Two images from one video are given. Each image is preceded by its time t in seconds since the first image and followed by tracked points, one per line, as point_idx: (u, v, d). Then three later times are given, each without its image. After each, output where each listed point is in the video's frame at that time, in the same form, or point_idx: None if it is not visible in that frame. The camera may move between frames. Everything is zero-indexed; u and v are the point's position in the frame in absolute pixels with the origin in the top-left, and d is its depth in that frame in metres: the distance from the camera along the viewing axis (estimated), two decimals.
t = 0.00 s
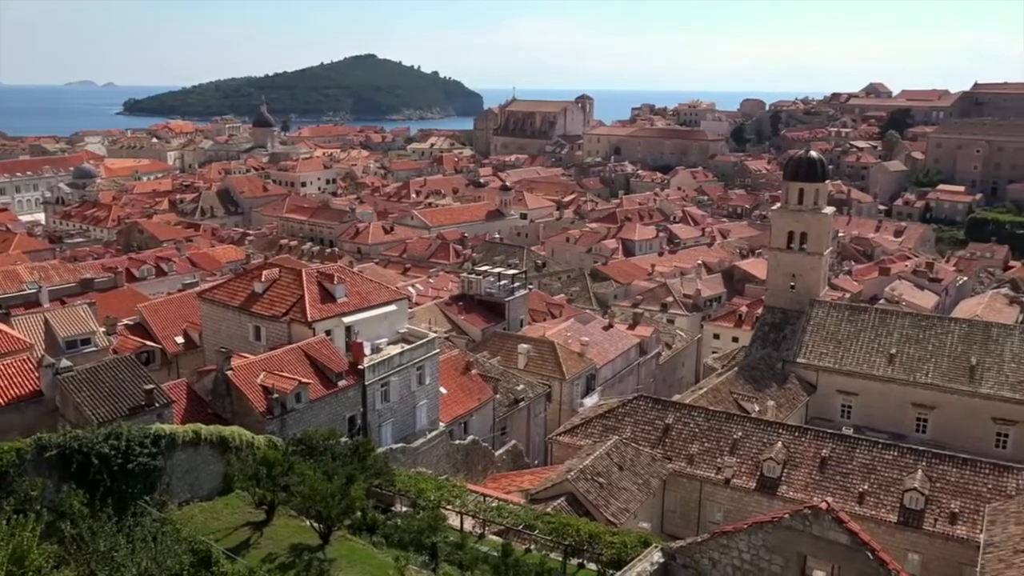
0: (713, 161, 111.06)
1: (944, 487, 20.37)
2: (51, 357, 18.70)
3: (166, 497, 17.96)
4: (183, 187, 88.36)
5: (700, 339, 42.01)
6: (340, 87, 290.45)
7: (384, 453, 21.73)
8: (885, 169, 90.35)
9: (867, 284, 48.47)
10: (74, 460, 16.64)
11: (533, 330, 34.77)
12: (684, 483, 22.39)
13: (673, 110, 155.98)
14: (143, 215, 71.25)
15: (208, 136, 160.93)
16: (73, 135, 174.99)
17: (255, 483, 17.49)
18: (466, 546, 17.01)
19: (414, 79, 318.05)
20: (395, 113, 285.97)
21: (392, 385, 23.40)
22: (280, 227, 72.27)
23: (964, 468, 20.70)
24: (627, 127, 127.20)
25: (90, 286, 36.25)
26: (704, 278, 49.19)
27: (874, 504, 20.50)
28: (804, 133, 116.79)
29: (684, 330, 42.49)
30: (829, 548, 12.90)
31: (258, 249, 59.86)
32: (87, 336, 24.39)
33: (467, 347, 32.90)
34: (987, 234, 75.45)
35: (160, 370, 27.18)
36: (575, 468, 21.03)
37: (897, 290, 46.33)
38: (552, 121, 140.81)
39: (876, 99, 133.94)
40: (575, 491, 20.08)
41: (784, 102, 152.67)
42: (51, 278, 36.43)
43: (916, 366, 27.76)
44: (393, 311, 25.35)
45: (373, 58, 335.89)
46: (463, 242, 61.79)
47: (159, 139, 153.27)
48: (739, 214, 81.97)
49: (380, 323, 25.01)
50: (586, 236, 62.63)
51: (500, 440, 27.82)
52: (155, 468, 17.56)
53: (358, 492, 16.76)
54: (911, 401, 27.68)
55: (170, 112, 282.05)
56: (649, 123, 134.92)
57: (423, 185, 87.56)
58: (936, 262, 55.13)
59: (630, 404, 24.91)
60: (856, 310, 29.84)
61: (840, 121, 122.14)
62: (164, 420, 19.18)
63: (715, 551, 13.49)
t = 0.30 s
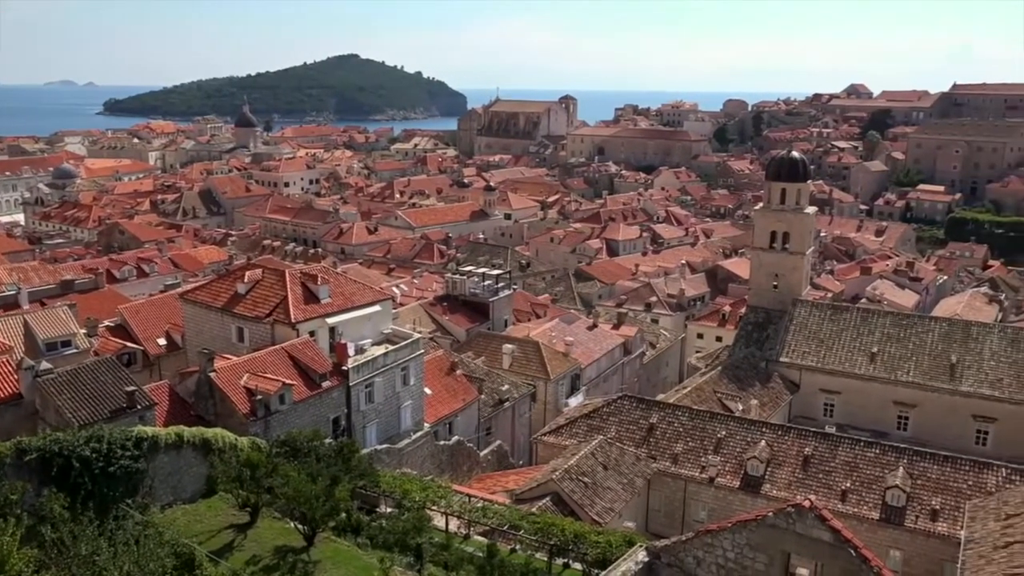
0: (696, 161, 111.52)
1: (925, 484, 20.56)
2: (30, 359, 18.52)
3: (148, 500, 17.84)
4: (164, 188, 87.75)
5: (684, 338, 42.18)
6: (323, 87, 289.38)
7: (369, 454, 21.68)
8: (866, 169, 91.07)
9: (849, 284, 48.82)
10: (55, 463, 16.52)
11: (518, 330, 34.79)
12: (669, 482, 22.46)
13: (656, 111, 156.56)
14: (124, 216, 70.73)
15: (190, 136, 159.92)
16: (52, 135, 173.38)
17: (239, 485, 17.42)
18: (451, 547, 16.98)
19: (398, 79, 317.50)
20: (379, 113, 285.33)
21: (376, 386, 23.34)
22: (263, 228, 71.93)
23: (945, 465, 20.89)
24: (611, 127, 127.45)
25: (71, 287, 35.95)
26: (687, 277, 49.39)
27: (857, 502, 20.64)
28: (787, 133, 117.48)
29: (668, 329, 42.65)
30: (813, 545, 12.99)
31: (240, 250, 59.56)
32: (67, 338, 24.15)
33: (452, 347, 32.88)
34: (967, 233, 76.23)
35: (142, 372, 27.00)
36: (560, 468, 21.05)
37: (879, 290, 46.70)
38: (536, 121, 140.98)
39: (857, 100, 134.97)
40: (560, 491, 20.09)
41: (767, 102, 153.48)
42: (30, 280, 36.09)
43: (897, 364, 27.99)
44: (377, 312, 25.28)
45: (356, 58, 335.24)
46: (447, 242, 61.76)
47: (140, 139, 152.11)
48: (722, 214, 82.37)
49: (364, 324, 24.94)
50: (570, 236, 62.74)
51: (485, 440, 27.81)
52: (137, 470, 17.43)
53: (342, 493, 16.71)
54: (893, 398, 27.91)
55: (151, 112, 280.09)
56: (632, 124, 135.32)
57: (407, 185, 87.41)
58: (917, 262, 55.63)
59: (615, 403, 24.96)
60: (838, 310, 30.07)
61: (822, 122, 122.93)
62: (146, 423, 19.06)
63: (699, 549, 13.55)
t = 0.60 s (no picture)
0: (681, 161, 111.87)
1: (909, 482, 20.70)
2: (13, 362, 18.40)
3: (132, 503, 17.72)
4: (148, 188, 87.21)
5: (670, 338, 42.29)
6: (308, 87, 288.48)
7: (355, 455, 21.62)
8: (850, 169, 91.69)
9: (833, 283, 49.11)
10: (38, 466, 16.40)
11: (504, 330, 34.79)
12: (655, 482, 22.53)
13: (642, 111, 157.01)
14: (107, 216, 70.27)
15: (174, 136, 159.02)
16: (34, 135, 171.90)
17: (224, 487, 17.35)
18: (438, 547, 16.95)
19: (384, 79, 317.02)
20: (364, 113, 284.77)
21: (362, 387, 23.28)
22: (248, 228, 71.63)
23: (928, 462, 21.05)
24: (597, 127, 127.68)
25: (53, 288, 35.69)
26: (673, 277, 49.56)
27: (841, 500, 20.77)
28: (771, 134, 118.08)
29: (654, 329, 42.76)
30: (799, 543, 13.05)
31: (225, 251, 59.30)
32: (50, 340, 23.99)
33: (438, 347, 32.85)
34: (950, 233, 76.86)
35: (126, 373, 26.85)
36: (546, 468, 21.06)
37: (863, 289, 47.01)
38: (522, 121, 141.08)
39: (841, 100, 135.81)
40: (547, 490, 20.10)
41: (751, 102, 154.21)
42: (12, 281, 35.83)
43: (881, 363, 28.18)
44: (363, 312, 25.21)
45: (342, 58, 334.58)
46: (433, 242, 61.74)
47: (123, 139, 151.08)
48: (707, 214, 82.70)
49: (350, 324, 24.87)
50: (556, 236, 62.81)
51: (472, 440, 27.80)
52: (121, 473, 17.32)
53: (328, 495, 16.66)
54: (877, 397, 28.10)
55: (134, 112, 278.26)
56: (618, 124, 135.66)
57: (393, 186, 87.28)
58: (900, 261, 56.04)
59: (601, 403, 24.98)
60: (822, 309, 30.23)
61: (806, 122, 123.63)
62: (130, 424, 18.93)
63: (686, 548, 13.59)
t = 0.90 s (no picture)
0: (665, 162, 112.25)
1: (892, 479, 20.86)
2: None
3: (114, 507, 17.59)
4: (130, 189, 86.56)
5: (655, 338, 42.40)
6: (291, 87, 287.39)
7: (340, 457, 21.56)
8: (833, 169, 92.33)
9: (816, 282, 49.41)
10: (19, 470, 16.23)
11: (490, 331, 34.77)
12: (640, 481, 22.59)
13: (625, 111, 157.56)
14: (88, 217, 69.69)
15: (156, 137, 157.94)
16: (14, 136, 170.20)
17: (208, 490, 17.27)
18: (423, 548, 16.91)
19: (367, 79, 316.34)
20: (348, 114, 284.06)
21: (347, 388, 23.20)
22: (231, 229, 71.25)
23: (911, 460, 21.22)
24: (581, 127, 127.89)
25: (34, 289, 35.37)
26: (658, 277, 49.71)
27: (825, 498, 20.90)
28: (754, 134, 118.73)
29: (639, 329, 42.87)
30: (782, 541, 13.03)
31: (208, 252, 58.93)
32: (30, 342, 23.78)
33: (423, 348, 32.80)
34: (931, 232, 77.52)
35: (108, 376, 26.65)
36: (532, 468, 21.06)
37: (846, 288, 47.35)
38: (506, 121, 141.13)
39: (823, 100, 136.71)
40: (533, 490, 20.10)
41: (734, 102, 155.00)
42: None
43: (864, 361, 28.38)
44: (348, 313, 25.14)
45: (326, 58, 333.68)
46: (418, 242, 61.66)
47: (104, 139, 149.92)
48: (691, 214, 83.01)
49: (334, 326, 24.78)
50: (541, 236, 62.85)
51: (458, 441, 27.77)
52: (103, 476, 17.18)
53: (313, 497, 16.61)
54: (860, 395, 28.29)
55: (116, 112, 276.14)
56: (602, 124, 136.02)
57: (378, 186, 87.08)
58: (881, 260, 56.46)
59: (587, 403, 25.01)
60: (805, 308, 30.41)
61: (788, 122, 124.36)
62: (112, 427, 18.77)
63: (672, 547, 13.62)
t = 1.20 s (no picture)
0: (649, 162, 112.60)
1: (874, 476, 21.01)
2: None
3: (95, 510, 17.43)
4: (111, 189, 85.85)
5: (639, 337, 42.51)
6: (274, 87, 286.09)
7: (325, 458, 21.49)
8: (815, 169, 92.94)
9: (799, 282, 49.73)
10: None
11: (474, 330, 34.75)
12: (625, 480, 22.63)
13: (609, 112, 158.00)
14: (68, 218, 69.02)
15: (137, 137, 156.74)
16: None
17: (191, 492, 17.16)
18: (409, 549, 16.86)
19: (351, 79, 315.46)
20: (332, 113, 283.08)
21: (331, 389, 23.11)
22: (214, 230, 70.81)
23: (892, 457, 21.40)
24: (565, 127, 128.01)
25: (13, 291, 34.98)
26: (642, 277, 49.85)
27: (809, 495, 21.02)
28: (737, 134, 119.33)
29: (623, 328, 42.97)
30: (765, 538, 13.06)
31: (190, 253, 58.51)
32: (10, 344, 23.51)
33: (408, 348, 32.72)
34: (912, 232, 78.15)
35: (89, 377, 26.44)
36: (517, 467, 21.05)
37: (828, 287, 47.69)
38: (490, 121, 141.11)
39: (805, 101, 137.53)
40: (518, 490, 20.09)
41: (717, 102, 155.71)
42: None
43: (847, 359, 28.57)
44: (332, 314, 25.05)
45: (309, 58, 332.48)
46: (402, 242, 61.52)
47: (85, 139, 148.59)
48: (675, 213, 83.25)
49: (318, 326, 24.69)
50: (525, 236, 62.87)
51: (442, 441, 27.75)
52: (84, 479, 17.04)
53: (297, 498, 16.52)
54: (842, 393, 28.47)
55: (96, 111, 273.82)
56: (585, 125, 136.23)
57: (362, 186, 86.83)
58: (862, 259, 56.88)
59: (572, 402, 25.04)
60: (788, 307, 30.58)
61: (771, 122, 125.07)
62: (93, 430, 18.60)
63: (656, 545, 13.68)
